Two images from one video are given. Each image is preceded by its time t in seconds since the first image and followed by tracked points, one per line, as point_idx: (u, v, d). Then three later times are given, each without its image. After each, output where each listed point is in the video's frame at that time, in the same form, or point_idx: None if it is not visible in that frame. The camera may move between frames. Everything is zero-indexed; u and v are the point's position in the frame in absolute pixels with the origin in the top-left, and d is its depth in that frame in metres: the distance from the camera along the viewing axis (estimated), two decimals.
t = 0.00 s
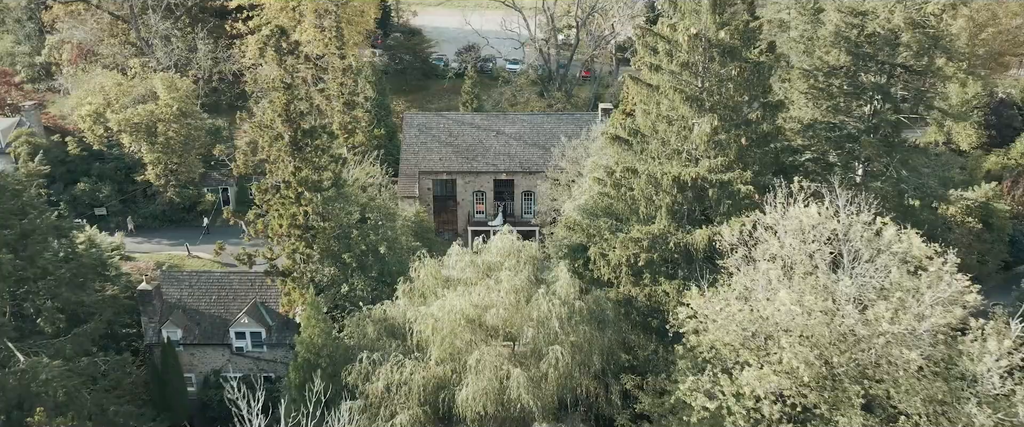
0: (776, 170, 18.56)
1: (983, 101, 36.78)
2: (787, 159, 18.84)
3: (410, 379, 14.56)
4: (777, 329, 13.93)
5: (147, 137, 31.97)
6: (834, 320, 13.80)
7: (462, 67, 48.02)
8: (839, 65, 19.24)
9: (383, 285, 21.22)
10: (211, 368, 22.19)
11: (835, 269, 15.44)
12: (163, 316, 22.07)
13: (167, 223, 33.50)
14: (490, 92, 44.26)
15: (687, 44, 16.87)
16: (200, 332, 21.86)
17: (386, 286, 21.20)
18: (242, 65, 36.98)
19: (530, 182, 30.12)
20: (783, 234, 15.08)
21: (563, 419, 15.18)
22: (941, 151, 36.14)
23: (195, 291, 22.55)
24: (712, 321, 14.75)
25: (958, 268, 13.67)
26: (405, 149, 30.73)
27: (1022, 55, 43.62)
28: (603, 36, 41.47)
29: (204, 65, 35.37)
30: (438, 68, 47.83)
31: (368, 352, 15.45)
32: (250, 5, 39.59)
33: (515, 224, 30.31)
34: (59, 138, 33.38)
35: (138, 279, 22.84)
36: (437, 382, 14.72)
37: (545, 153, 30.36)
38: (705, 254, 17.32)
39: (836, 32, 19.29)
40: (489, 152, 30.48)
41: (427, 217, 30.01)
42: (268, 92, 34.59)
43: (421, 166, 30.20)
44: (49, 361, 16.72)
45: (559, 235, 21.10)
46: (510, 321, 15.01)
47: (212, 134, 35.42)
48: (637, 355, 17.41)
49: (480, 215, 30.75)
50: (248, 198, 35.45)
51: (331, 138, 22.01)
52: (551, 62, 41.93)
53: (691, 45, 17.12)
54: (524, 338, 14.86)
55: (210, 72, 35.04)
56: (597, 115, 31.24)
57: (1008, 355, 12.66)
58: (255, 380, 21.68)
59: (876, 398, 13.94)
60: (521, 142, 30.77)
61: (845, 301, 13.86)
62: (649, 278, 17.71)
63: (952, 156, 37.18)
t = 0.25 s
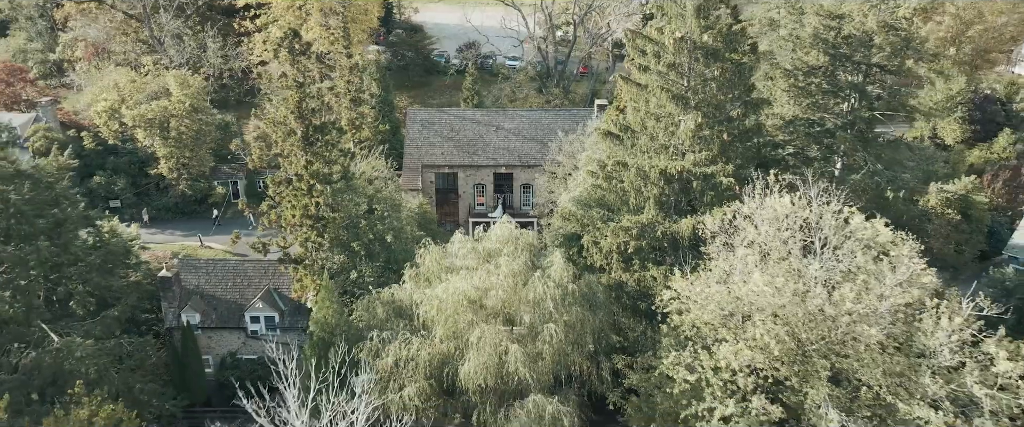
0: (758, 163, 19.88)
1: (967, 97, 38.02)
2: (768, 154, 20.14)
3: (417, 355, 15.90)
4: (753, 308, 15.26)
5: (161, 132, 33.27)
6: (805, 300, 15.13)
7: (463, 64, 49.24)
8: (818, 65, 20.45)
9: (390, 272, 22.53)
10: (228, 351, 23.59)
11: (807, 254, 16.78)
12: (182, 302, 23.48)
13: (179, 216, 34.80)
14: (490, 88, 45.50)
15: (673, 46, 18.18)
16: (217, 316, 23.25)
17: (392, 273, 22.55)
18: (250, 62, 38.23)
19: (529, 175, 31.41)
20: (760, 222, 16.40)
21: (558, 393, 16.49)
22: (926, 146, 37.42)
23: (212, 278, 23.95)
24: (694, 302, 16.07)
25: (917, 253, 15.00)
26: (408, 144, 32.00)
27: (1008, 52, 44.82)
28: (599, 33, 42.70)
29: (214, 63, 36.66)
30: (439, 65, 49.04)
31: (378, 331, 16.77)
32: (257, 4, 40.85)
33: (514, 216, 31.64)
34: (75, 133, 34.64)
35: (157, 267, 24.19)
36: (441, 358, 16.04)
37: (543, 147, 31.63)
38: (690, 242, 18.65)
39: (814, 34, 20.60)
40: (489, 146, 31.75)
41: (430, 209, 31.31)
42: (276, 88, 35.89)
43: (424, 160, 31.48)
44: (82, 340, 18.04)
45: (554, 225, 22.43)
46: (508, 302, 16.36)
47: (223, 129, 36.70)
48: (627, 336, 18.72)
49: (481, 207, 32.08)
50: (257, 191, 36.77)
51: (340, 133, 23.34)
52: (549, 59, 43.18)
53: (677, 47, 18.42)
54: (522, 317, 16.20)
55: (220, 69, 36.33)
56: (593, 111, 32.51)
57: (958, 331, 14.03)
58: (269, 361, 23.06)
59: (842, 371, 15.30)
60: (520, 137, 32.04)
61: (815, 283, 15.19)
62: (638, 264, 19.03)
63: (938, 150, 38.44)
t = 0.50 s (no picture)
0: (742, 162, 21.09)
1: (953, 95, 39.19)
2: (752, 153, 21.35)
3: (422, 340, 17.16)
4: (732, 297, 16.52)
5: (172, 129, 34.47)
6: (780, 290, 16.40)
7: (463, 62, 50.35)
8: (800, 69, 21.61)
9: (395, 265, 23.75)
10: (241, 339, 24.92)
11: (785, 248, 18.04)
12: (197, 293, 24.80)
13: (189, 210, 36.05)
14: (490, 86, 46.65)
15: (661, 53, 19.39)
16: (231, 306, 24.57)
17: (397, 265, 23.79)
18: (257, 61, 39.37)
19: (527, 171, 32.63)
20: (741, 218, 17.63)
21: (553, 376, 17.74)
22: (912, 143, 38.62)
23: (226, 270, 25.24)
24: (679, 292, 17.34)
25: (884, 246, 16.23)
26: (411, 141, 33.20)
27: (996, 51, 45.96)
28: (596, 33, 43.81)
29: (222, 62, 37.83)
30: (440, 63, 50.17)
31: (385, 319, 18.03)
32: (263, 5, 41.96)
33: (513, 211, 32.91)
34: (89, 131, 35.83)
35: (174, 259, 25.45)
36: (445, 344, 17.31)
37: (541, 145, 32.83)
38: (677, 236, 19.89)
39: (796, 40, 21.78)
40: (489, 144, 32.94)
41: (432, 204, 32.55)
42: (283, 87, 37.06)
43: (427, 157, 32.69)
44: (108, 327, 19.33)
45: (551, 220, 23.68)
46: (506, 292, 17.62)
47: (231, 127, 37.89)
48: (618, 324, 19.95)
49: (481, 202, 33.33)
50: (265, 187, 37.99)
51: (347, 133, 24.54)
52: (547, 58, 44.32)
53: (665, 54, 19.62)
54: (520, 306, 17.45)
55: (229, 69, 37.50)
56: (589, 110, 33.68)
57: (918, 318, 15.31)
58: (281, 349, 24.42)
59: (814, 355, 16.59)
60: (518, 135, 33.23)
61: (790, 274, 16.43)
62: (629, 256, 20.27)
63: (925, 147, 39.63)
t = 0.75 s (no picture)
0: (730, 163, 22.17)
1: (941, 95, 40.26)
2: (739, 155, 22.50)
3: (426, 332, 18.27)
4: (717, 291, 17.64)
5: (182, 128, 35.54)
6: (762, 284, 17.51)
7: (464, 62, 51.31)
8: (785, 74, 22.67)
9: (400, 260, 24.83)
10: (252, 331, 26.08)
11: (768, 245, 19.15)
12: (211, 287, 25.96)
13: (198, 207, 37.12)
14: (490, 85, 47.68)
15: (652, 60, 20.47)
16: (242, 300, 25.75)
17: (402, 261, 24.90)
18: (263, 62, 40.47)
19: (526, 170, 33.74)
20: (727, 217, 18.74)
21: (549, 365, 18.84)
22: (901, 142, 39.64)
23: (237, 265, 26.37)
24: (667, 286, 18.46)
25: (860, 243, 17.32)
26: (414, 140, 34.28)
27: (985, 51, 47.00)
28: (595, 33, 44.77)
29: (229, 63, 38.87)
30: (441, 62, 51.21)
31: (392, 311, 19.13)
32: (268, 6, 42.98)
33: (512, 208, 34.03)
34: (100, 129, 36.88)
35: (187, 255, 26.57)
36: (448, 335, 18.44)
37: (539, 144, 33.91)
38: (667, 233, 21.01)
39: (781, 46, 22.76)
40: (490, 143, 34.03)
41: (434, 202, 33.65)
42: (288, 88, 38.09)
43: (429, 156, 33.79)
44: (130, 320, 20.44)
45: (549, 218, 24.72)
46: (505, 286, 18.75)
47: (239, 126, 38.96)
48: (612, 317, 21.06)
49: (482, 200, 34.44)
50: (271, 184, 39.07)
51: (353, 135, 25.58)
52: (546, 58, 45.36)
53: (656, 61, 20.72)
54: (518, 299, 18.55)
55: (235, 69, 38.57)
56: (586, 110, 34.75)
57: (889, 310, 16.42)
58: (290, 340, 25.59)
59: (793, 345, 17.72)
60: (518, 135, 34.31)
61: (771, 270, 17.55)
62: (622, 253, 21.33)
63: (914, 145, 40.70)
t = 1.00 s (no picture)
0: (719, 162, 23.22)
1: (930, 94, 41.30)
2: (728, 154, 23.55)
3: (430, 322, 19.36)
4: (704, 284, 18.74)
5: (191, 127, 36.56)
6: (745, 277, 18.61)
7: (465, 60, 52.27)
8: (772, 77, 23.73)
9: (403, 255, 25.89)
10: (263, 323, 27.21)
11: (753, 240, 20.23)
12: (222, 281, 27.08)
13: (207, 203, 38.17)
14: (491, 84, 48.67)
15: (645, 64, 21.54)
16: (253, 293, 26.88)
17: (406, 255, 25.99)
18: (269, 62, 41.52)
19: (525, 167, 34.81)
20: (714, 214, 19.84)
21: (546, 354, 19.94)
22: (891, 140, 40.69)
23: (248, 260, 27.49)
24: (658, 279, 19.56)
25: (838, 239, 18.41)
26: (417, 138, 35.34)
27: (975, 50, 48.02)
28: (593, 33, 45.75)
29: (237, 63, 39.92)
30: (442, 60, 52.19)
31: (397, 303, 20.23)
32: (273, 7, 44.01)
33: (512, 204, 35.12)
34: (111, 127, 37.92)
35: (200, 250, 27.68)
36: (450, 325, 19.53)
37: (538, 142, 34.97)
38: (659, 229, 22.08)
39: (768, 50, 23.82)
40: (490, 141, 35.09)
41: (436, 198, 34.73)
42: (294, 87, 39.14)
43: (431, 154, 34.85)
44: (149, 311, 21.55)
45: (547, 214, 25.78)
46: (505, 279, 19.85)
47: (246, 124, 40.00)
48: (606, 308, 22.14)
49: (482, 196, 35.52)
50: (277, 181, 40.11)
51: (358, 135, 26.66)
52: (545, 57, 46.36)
53: (648, 65, 21.81)
54: (516, 291, 19.65)
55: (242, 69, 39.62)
56: (584, 109, 35.79)
57: (863, 301, 17.49)
58: (299, 331, 26.72)
59: (776, 334, 18.82)
60: (517, 133, 35.37)
61: (754, 264, 18.66)
62: (616, 248, 22.40)
63: (903, 143, 41.75)
